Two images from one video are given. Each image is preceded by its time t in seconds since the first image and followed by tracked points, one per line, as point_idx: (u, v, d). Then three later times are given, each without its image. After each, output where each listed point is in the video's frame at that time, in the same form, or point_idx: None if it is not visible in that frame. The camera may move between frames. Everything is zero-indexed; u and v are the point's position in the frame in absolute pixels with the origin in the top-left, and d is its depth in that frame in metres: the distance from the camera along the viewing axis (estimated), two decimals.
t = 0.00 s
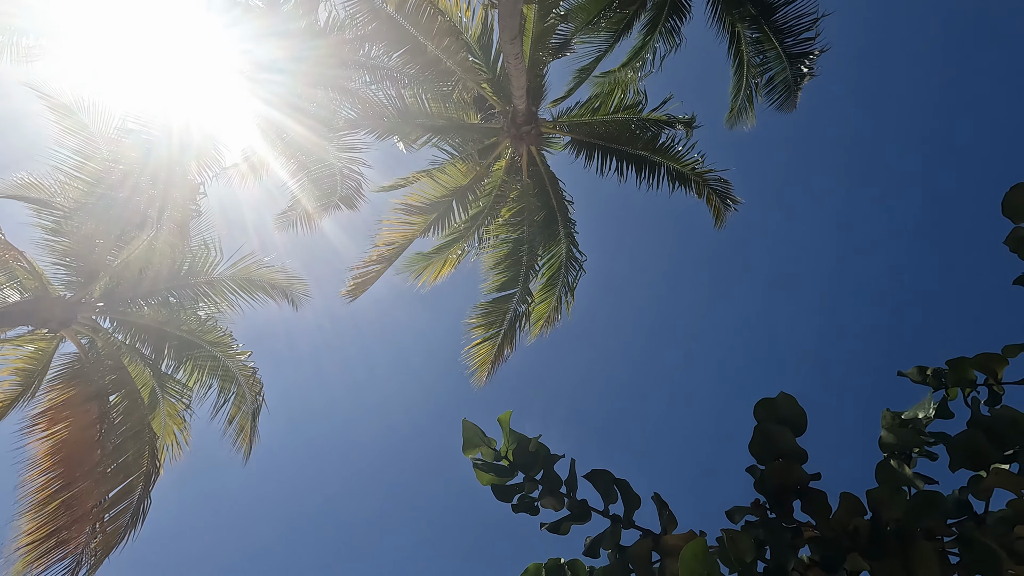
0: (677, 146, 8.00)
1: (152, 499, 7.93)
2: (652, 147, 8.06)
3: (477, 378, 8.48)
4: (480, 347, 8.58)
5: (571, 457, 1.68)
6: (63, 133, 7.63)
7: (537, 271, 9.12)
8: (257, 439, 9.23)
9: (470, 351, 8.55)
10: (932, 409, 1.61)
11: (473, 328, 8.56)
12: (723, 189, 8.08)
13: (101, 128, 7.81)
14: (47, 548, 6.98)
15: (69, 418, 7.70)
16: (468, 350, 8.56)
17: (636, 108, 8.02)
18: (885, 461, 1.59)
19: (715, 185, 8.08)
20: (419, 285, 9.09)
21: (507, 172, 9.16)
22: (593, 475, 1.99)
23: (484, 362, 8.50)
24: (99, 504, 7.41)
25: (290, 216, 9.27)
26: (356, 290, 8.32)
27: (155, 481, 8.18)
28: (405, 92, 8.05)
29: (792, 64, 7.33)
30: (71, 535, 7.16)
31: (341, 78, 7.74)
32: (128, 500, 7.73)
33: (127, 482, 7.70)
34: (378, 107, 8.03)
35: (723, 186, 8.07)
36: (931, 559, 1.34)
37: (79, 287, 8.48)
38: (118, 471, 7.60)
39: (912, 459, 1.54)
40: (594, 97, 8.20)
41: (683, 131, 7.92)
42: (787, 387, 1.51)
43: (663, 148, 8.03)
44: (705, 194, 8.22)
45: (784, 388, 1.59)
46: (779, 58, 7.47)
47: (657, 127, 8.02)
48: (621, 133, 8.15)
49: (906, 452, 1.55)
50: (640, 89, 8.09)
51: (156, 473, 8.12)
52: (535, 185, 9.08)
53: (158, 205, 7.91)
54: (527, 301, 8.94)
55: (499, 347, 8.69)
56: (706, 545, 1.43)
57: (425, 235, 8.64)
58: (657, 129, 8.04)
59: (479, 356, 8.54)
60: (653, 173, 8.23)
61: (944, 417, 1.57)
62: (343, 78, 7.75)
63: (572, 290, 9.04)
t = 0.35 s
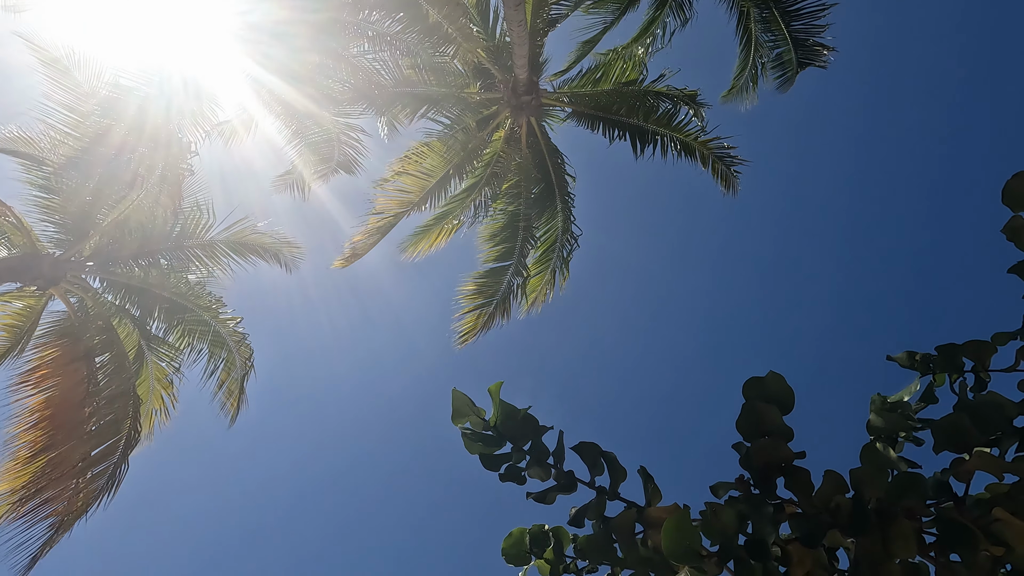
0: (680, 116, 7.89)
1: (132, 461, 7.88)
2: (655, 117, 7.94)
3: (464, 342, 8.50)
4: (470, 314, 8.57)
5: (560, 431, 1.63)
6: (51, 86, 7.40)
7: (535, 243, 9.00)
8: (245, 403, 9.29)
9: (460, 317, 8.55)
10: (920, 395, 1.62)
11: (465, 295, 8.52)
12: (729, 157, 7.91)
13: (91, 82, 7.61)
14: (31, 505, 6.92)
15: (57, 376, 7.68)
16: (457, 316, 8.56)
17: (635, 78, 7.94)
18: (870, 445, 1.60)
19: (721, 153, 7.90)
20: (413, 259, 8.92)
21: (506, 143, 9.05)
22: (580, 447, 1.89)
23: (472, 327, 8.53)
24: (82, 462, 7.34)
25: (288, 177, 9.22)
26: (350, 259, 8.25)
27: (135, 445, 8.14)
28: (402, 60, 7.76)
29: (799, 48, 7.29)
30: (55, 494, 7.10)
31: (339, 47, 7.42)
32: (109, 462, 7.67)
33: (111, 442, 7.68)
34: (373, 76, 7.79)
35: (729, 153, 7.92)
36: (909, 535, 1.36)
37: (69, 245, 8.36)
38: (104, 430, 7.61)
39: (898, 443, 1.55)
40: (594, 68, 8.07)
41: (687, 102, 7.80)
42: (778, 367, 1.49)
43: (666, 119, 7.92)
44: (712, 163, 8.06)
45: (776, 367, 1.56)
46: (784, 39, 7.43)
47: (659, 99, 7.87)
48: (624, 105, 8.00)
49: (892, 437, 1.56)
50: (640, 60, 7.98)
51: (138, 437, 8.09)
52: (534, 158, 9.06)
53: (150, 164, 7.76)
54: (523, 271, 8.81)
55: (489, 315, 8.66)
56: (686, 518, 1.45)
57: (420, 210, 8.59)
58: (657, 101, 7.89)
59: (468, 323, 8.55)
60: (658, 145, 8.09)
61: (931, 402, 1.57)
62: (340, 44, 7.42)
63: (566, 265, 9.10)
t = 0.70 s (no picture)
0: (689, 83, 7.74)
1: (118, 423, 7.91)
2: (663, 85, 7.78)
3: (462, 313, 8.46)
4: (468, 282, 8.51)
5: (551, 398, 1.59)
6: (40, 38, 7.14)
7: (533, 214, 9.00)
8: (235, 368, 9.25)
9: (460, 286, 8.51)
10: (919, 370, 1.60)
11: (465, 263, 8.50)
12: (741, 120, 7.78)
13: (81, 35, 7.33)
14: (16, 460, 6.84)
15: (50, 333, 7.62)
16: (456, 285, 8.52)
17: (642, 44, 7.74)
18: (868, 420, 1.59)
19: (731, 119, 7.79)
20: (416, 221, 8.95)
21: (510, 111, 8.93)
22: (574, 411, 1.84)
23: (470, 297, 8.46)
24: (71, 419, 7.32)
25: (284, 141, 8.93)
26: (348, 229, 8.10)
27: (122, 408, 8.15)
28: (404, 24, 7.58)
29: (816, 18, 7.21)
30: (41, 450, 7.03)
31: (336, 9, 7.15)
32: (95, 421, 7.68)
33: (100, 402, 7.70)
34: (372, 38, 7.55)
35: (741, 117, 7.78)
36: (901, 506, 1.34)
37: (62, 203, 8.25)
38: (94, 389, 7.60)
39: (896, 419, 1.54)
40: (600, 33, 7.88)
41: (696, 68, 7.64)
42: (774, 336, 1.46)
43: (674, 87, 7.77)
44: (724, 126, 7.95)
45: (774, 337, 1.53)
46: (801, 12, 7.30)
47: (669, 66, 7.66)
48: (631, 72, 7.84)
49: (890, 413, 1.55)
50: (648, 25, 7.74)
51: (125, 401, 8.11)
52: (538, 125, 8.89)
53: (142, 121, 7.58)
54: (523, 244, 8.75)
55: (488, 285, 8.57)
56: (680, 483, 1.45)
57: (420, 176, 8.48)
58: (667, 69, 7.69)
59: (466, 292, 8.51)
60: (665, 114, 8.00)
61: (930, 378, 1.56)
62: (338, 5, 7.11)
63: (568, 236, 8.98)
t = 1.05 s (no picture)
0: (698, 42, 7.50)
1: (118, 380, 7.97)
2: (670, 46, 7.59)
3: (467, 281, 8.41)
4: (473, 252, 8.43)
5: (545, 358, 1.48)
6: None
7: (535, 176, 8.76)
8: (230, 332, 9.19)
9: (464, 254, 8.44)
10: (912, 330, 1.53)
11: (468, 232, 8.39)
12: (754, 83, 7.57)
13: None
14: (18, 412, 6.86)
15: (46, 291, 7.52)
16: (460, 254, 8.44)
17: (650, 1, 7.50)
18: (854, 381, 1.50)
19: (741, 81, 7.57)
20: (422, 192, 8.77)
21: (512, 70, 8.67)
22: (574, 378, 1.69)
23: (475, 266, 8.39)
24: (70, 376, 7.31)
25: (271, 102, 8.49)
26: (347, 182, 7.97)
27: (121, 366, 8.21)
28: None
29: None
30: (40, 405, 7.02)
31: None
32: (95, 378, 7.67)
33: (100, 359, 7.72)
34: None
35: (753, 80, 7.56)
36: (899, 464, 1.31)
37: (54, 157, 8.10)
38: (94, 346, 7.62)
39: (881, 379, 1.46)
40: None
41: (706, 25, 7.42)
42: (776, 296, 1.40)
43: (682, 46, 7.55)
44: (736, 91, 7.73)
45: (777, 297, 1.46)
46: None
47: (677, 24, 7.48)
48: (636, 33, 7.64)
49: (877, 372, 1.46)
50: None
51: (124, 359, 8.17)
52: (541, 86, 8.72)
53: (132, 72, 7.30)
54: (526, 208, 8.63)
55: (492, 252, 8.50)
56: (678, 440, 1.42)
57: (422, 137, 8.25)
58: (674, 26, 7.53)
59: (471, 261, 8.42)
60: (672, 77, 7.75)
61: (924, 338, 1.47)
62: None
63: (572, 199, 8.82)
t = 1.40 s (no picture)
0: None
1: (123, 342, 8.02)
2: None
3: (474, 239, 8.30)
4: (478, 211, 8.30)
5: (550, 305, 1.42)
6: None
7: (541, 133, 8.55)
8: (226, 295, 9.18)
9: (468, 213, 8.31)
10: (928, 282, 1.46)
11: (472, 189, 8.27)
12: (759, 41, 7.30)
13: None
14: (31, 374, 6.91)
15: (45, 253, 7.43)
16: (465, 214, 8.30)
17: None
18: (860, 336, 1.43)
19: (747, 38, 7.32)
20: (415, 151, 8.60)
21: (514, 23, 8.40)
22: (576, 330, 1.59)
23: (482, 226, 8.27)
24: (79, 339, 7.33)
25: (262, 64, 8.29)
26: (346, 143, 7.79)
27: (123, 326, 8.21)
28: None
29: None
30: (55, 367, 7.12)
31: None
32: (103, 341, 7.69)
33: (105, 322, 7.71)
34: None
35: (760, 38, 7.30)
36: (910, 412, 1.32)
37: (46, 113, 7.89)
38: (98, 309, 7.58)
39: (889, 333, 1.40)
40: None
41: None
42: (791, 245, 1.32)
43: None
44: (740, 49, 7.48)
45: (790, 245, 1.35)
46: None
47: None
48: None
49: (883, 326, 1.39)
50: None
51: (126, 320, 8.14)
52: (543, 39, 8.43)
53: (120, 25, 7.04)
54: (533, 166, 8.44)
55: (498, 211, 8.37)
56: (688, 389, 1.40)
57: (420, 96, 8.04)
58: None
59: (477, 221, 8.29)
60: (676, 29, 7.52)
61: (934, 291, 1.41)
62: None
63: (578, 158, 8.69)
